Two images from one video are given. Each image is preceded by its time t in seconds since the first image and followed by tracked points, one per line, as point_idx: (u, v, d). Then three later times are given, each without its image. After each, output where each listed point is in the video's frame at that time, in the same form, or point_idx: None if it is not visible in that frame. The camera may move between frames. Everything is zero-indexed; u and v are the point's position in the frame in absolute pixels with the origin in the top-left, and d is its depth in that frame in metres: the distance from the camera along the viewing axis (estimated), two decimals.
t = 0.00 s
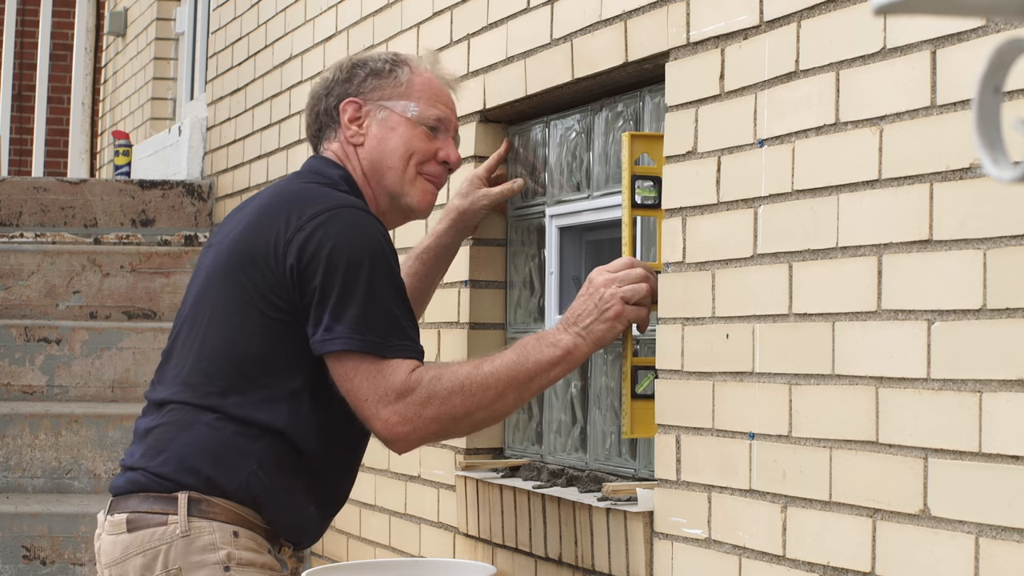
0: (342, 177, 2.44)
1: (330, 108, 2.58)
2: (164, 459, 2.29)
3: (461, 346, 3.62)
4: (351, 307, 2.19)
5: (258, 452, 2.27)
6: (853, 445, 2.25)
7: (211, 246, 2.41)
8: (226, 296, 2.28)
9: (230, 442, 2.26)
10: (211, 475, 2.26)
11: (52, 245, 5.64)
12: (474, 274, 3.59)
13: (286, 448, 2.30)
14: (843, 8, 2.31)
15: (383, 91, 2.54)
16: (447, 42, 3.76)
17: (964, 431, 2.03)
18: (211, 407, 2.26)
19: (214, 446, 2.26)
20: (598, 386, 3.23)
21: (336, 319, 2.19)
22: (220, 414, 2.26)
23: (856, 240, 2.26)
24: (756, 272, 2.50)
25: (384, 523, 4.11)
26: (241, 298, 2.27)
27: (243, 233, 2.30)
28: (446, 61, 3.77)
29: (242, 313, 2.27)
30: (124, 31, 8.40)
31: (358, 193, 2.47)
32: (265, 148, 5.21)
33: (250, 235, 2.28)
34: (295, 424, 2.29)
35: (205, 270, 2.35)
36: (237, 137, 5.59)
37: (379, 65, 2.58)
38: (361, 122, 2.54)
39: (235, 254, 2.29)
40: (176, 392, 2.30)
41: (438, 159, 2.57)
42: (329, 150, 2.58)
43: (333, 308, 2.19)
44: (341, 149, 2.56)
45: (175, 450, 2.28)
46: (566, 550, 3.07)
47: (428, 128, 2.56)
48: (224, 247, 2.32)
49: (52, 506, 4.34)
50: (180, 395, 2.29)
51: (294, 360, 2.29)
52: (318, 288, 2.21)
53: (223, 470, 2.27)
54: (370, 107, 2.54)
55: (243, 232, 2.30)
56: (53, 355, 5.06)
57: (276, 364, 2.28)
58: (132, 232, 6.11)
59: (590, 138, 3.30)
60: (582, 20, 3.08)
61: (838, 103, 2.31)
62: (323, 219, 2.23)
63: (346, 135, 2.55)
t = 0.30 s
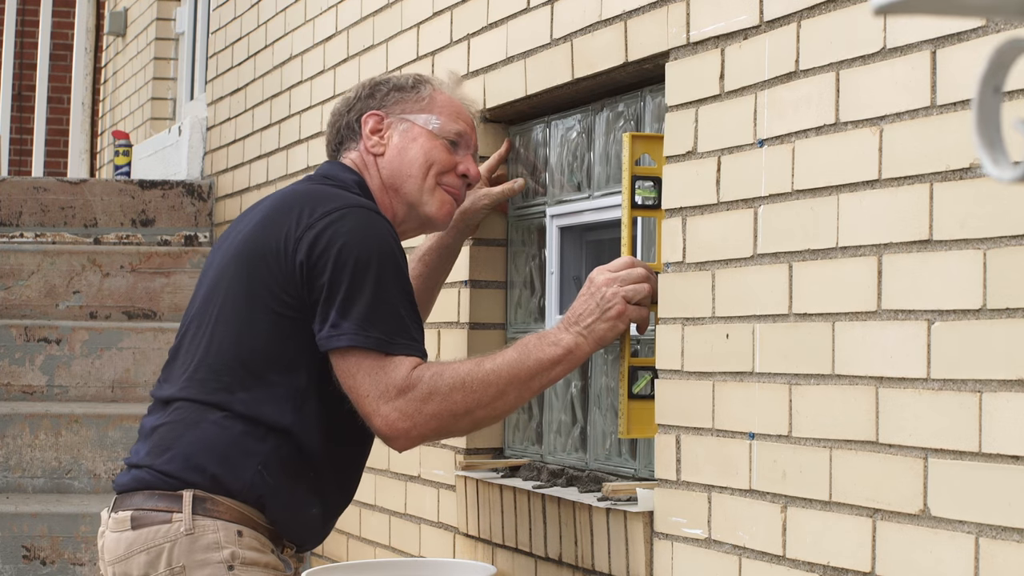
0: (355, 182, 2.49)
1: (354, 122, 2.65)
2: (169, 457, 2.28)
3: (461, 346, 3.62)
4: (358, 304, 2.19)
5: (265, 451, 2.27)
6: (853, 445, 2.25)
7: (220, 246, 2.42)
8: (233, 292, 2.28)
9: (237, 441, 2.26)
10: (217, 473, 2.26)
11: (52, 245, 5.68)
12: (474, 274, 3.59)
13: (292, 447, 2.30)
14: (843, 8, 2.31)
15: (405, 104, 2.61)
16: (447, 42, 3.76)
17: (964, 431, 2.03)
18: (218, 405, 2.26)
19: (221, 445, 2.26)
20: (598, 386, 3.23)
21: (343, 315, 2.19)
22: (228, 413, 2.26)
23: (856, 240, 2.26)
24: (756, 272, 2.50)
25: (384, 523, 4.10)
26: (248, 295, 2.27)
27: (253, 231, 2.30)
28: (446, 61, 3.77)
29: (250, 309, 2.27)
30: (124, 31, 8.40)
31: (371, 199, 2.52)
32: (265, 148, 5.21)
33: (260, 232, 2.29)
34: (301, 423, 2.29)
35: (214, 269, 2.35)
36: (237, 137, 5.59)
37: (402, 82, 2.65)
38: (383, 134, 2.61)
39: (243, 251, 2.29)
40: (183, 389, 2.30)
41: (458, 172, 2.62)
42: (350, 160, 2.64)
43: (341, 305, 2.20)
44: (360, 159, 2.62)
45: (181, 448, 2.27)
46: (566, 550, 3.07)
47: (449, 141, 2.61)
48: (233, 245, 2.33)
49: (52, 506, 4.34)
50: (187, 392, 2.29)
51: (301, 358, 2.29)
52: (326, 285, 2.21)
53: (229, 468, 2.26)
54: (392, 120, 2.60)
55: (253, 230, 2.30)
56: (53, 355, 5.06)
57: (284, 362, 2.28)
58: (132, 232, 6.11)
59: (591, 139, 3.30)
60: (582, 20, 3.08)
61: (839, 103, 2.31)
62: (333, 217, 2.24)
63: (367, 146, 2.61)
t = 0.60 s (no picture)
0: (364, 185, 2.49)
1: (366, 130, 2.68)
2: (172, 455, 2.28)
3: (461, 345, 3.62)
4: (364, 303, 2.19)
5: (268, 450, 2.27)
6: (853, 445, 2.25)
7: (227, 245, 2.42)
8: (239, 290, 2.28)
9: (241, 440, 2.26)
10: (220, 472, 2.25)
11: (52, 245, 5.67)
12: (474, 274, 3.59)
13: (295, 446, 2.30)
14: (843, 8, 2.31)
15: (416, 112, 2.63)
16: (447, 42, 3.76)
17: (965, 431, 2.03)
18: (223, 403, 2.25)
19: (224, 444, 2.25)
20: (598, 386, 3.23)
21: (348, 314, 2.19)
22: (233, 412, 2.26)
23: (856, 240, 2.26)
24: (756, 272, 2.50)
25: (384, 523, 4.10)
26: (254, 293, 2.27)
27: (261, 229, 2.31)
28: (446, 61, 3.77)
29: (256, 307, 2.27)
30: (124, 31, 8.40)
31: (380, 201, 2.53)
32: (265, 148, 5.22)
33: (268, 231, 2.29)
34: (305, 422, 2.29)
35: (221, 268, 2.36)
36: (237, 137, 5.59)
37: (414, 90, 2.68)
38: (394, 140, 2.63)
39: (250, 249, 2.29)
40: (188, 387, 2.29)
41: (468, 178, 2.64)
42: (361, 165, 2.66)
43: (346, 304, 2.20)
44: (372, 164, 2.64)
45: (185, 446, 2.27)
46: (566, 550, 3.07)
47: (459, 148, 2.63)
48: (241, 244, 2.33)
49: (52, 506, 4.34)
50: (193, 390, 2.28)
51: (306, 358, 2.29)
52: (332, 283, 2.21)
53: (232, 467, 2.26)
54: (403, 126, 2.63)
55: (260, 229, 2.31)
56: (53, 355, 5.06)
57: (289, 361, 2.28)
58: (131, 232, 6.11)
59: (591, 139, 3.30)
60: (582, 20, 3.08)
61: (839, 103, 2.31)
62: (340, 216, 2.24)
63: (379, 153, 2.63)
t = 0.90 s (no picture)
0: (370, 188, 2.49)
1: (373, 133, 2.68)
2: (175, 455, 2.28)
3: (461, 346, 3.62)
4: (368, 303, 2.19)
5: (271, 450, 2.27)
6: (853, 445, 2.25)
7: (232, 245, 2.42)
8: (243, 289, 2.28)
9: (243, 440, 2.26)
10: (223, 472, 2.25)
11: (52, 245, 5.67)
12: (474, 274, 3.59)
13: (298, 446, 2.30)
14: (843, 8, 2.31)
15: (423, 116, 2.64)
16: (447, 42, 3.76)
17: (964, 431, 2.03)
18: (226, 403, 2.25)
19: (227, 443, 2.25)
20: (597, 387, 3.23)
21: (352, 314, 2.19)
22: (236, 411, 2.25)
23: (856, 240, 2.26)
24: (756, 272, 2.50)
25: (384, 523, 4.10)
26: (258, 292, 2.27)
27: (266, 229, 2.31)
28: (446, 61, 3.77)
29: (260, 306, 2.27)
30: (124, 31, 8.40)
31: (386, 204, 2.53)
32: (265, 148, 5.22)
33: (273, 230, 2.29)
34: (307, 422, 2.29)
35: (226, 267, 2.36)
36: (237, 137, 5.59)
37: (421, 95, 2.69)
38: (401, 144, 2.63)
39: (255, 249, 2.29)
40: (192, 386, 2.29)
41: (474, 184, 2.63)
42: (367, 167, 2.66)
43: (350, 304, 2.20)
44: (377, 167, 2.64)
45: (188, 445, 2.27)
46: (566, 550, 3.07)
47: (465, 153, 2.63)
48: (245, 243, 2.33)
49: (52, 506, 4.34)
50: (196, 389, 2.28)
51: (310, 358, 2.29)
52: (336, 284, 2.21)
53: (235, 467, 2.26)
54: (410, 130, 2.63)
55: (265, 228, 2.31)
56: (53, 355, 5.06)
57: (293, 361, 2.28)
58: (132, 233, 6.11)
59: (592, 139, 3.30)
60: (582, 20, 3.08)
61: (839, 103, 2.31)
62: (346, 217, 2.24)
63: (384, 156, 2.63)
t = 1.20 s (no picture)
0: (375, 189, 2.49)
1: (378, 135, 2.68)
2: (177, 454, 2.28)
3: (461, 345, 3.62)
4: (371, 304, 2.19)
5: (274, 450, 2.27)
6: (853, 445, 2.25)
7: (235, 245, 2.42)
8: (247, 289, 2.28)
9: (247, 440, 2.26)
10: (226, 471, 2.25)
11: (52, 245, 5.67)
12: (474, 274, 3.60)
13: (300, 446, 2.30)
14: (843, 8, 2.31)
15: (429, 119, 2.64)
16: (447, 42, 3.76)
17: (964, 431, 2.03)
18: (229, 402, 2.25)
19: (230, 443, 2.25)
20: (598, 386, 3.23)
21: (355, 314, 2.19)
22: (239, 411, 2.25)
23: (856, 240, 2.26)
24: (756, 272, 2.50)
25: (384, 523, 4.10)
26: (262, 293, 2.27)
27: (270, 230, 2.31)
28: (446, 61, 3.77)
29: (264, 306, 2.27)
30: (124, 31, 8.40)
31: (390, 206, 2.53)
32: (265, 148, 5.21)
33: (277, 231, 2.29)
34: (310, 422, 2.29)
35: (229, 267, 2.36)
36: (237, 137, 5.59)
37: (427, 98, 2.69)
38: (407, 146, 2.63)
39: (259, 249, 2.29)
40: (195, 386, 2.29)
41: (478, 186, 2.63)
42: (372, 169, 2.66)
43: (353, 304, 2.20)
44: (382, 169, 2.64)
45: (191, 445, 2.27)
46: (566, 550, 3.07)
47: (470, 156, 2.63)
48: (249, 244, 2.33)
49: (52, 506, 4.34)
50: (199, 389, 2.28)
51: (313, 358, 2.29)
52: (340, 284, 2.21)
53: (237, 467, 2.26)
54: (416, 133, 2.63)
55: (269, 229, 2.31)
56: (53, 355, 5.06)
57: (296, 361, 2.28)
58: (132, 233, 6.11)
59: (593, 139, 3.30)
60: (583, 20, 3.08)
61: (839, 103, 2.31)
62: (350, 217, 2.24)
63: (391, 158, 2.63)
